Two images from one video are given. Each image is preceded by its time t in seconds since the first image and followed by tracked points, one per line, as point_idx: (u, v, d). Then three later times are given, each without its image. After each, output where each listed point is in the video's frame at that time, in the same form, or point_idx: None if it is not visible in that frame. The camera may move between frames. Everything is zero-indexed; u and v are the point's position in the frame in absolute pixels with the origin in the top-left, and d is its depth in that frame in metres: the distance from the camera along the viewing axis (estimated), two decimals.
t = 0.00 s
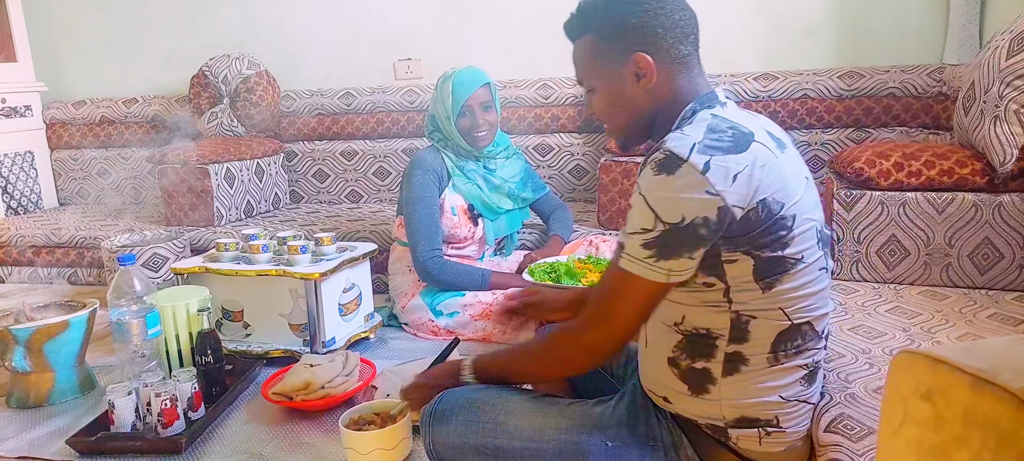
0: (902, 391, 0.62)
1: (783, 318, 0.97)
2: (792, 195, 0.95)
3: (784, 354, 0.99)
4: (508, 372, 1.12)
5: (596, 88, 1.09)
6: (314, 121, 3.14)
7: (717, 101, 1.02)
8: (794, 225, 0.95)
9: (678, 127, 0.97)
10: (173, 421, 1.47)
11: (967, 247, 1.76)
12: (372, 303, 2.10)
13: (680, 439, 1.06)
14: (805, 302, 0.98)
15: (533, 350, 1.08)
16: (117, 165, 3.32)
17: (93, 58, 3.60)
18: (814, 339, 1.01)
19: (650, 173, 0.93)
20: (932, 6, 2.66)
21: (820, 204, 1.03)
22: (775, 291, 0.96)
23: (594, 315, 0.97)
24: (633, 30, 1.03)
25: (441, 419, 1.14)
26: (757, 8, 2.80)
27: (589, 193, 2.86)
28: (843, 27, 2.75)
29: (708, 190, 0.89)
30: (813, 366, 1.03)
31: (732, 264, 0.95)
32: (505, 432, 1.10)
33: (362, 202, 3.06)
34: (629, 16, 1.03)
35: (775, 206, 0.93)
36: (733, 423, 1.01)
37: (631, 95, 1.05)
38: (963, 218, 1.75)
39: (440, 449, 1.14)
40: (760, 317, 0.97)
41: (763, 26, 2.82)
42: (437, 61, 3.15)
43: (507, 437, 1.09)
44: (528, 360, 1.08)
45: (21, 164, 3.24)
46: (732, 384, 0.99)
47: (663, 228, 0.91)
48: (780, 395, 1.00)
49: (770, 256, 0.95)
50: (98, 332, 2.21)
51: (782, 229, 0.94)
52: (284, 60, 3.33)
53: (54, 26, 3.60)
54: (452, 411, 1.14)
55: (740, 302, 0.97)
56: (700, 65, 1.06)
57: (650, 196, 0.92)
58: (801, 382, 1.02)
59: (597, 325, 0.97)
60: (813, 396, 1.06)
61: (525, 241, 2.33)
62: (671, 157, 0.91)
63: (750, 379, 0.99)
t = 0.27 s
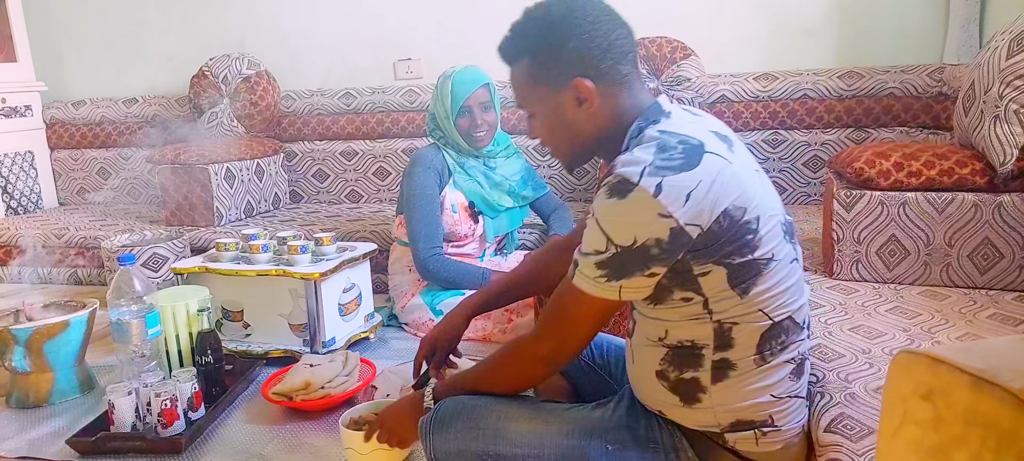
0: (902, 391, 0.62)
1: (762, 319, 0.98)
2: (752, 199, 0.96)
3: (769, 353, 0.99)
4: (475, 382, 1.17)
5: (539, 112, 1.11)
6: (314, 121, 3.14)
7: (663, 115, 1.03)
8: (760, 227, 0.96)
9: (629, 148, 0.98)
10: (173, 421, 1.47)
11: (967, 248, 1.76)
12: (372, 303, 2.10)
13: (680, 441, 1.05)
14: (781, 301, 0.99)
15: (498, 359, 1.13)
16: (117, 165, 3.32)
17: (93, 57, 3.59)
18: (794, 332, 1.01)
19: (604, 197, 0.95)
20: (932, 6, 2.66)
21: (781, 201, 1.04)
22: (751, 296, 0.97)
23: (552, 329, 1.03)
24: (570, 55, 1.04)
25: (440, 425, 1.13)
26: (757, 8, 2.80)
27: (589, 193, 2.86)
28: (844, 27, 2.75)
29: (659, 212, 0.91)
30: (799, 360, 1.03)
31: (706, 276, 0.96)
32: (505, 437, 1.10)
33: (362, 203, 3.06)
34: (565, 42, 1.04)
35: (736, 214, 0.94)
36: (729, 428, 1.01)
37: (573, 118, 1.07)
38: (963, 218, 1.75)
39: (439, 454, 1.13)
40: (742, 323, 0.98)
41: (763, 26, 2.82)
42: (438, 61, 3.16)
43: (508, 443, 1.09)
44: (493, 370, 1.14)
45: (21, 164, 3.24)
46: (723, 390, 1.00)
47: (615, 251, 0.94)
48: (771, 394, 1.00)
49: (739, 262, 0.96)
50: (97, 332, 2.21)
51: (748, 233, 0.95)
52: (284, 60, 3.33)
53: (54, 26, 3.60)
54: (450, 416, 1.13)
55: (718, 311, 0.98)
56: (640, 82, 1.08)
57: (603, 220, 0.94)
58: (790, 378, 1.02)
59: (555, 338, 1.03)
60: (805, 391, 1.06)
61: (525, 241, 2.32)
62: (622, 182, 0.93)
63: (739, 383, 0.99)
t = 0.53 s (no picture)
0: (902, 391, 0.62)
1: (748, 326, 0.98)
2: (733, 207, 0.96)
3: (758, 358, 0.99)
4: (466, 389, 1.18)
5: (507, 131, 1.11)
6: (314, 121, 3.14)
7: (637, 126, 1.03)
8: (741, 235, 0.96)
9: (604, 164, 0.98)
10: (173, 421, 1.47)
11: (966, 248, 1.76)
12: (372, 303, 2.10)
13: (679, 444, 1.05)
14: (765, 308, 0.99)
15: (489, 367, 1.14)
16: (117, 165, 3.32)
17: (93, 58, 3.59)
18: (780, 334, 1.01)
19: (582, 214, 0.95)
20: (932, 6, 2.66)
21: (762, 204, 1.04)
22: (736, 305, 0.97)
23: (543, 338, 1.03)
24: (536, 75, 1.04)
25: (438, 427, 1.13)
26: (757, 8, 2.80)
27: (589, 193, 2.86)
28: (844, 27, 2.75)
29: (638, 228, 0.91)
30: (790, 361, 1.03)
31: (690, 289, 0.97)
32: (503, 439, 1.10)
33: (363, 203, 3.06)
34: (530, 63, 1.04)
35: (717, 224, 0.94)
36: (724, 434, 1.02)
37: (543, 138, 1.08)
38: (963, 218, 1.75)
39: (438, 456, 1.14)
40: (729, 332, 0.98)
41: (763, 26, 2.82)
42: (438, 61, 3.16)
43: (506, 446, 1.10)
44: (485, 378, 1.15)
45: (21, 164, 3.24)
46: (715, 398, 1.00)
47: (596, 267, 0.94)
48: (764, 398, 1.00)
49: (724, 271, 0.96)
50: (97, 332, 2.21)
51: (730, 241, 0.95)
52: (284, 60, 3.33)
53: (54, 26, 3.60)
54: (448, 418, 1.13)
55: (703, 323, 0.99)
56: (608, 95, 1.07)
57: (583, 239, 0.95)
58: (782, 380, 1.02)
59: (546, 347, 1.04)
60: (799, 390, 1.07)
61: (525, 241, 2.33)
62: (599, 199, 0.93)
63: (730, 390, 0.99)
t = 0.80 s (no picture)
0: (903, 392, 0.62)
1: (755, 331, 0.98)
2: (741, 212, 0.96)
3: (764, 362, 1.00)
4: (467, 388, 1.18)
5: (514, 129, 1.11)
6: (314, 120, 3.14)
7: (646, 127, 1.03)
8: (749, 239, 0.96)
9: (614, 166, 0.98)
10: (173, 421, 1.47)
11: (967, 248, 1.76)
12: (372, 303, 2.10)
13: (681, 445, 1.05)
14: (771, 313, 0.99)
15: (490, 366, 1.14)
16: (117, 164, 3.32)
17: (93, 58, 3.60)
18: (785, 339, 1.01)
19: (590, 215, 0.95)
20: (932, 6, 2.66)
21: (770, 208, 1.04)
22: (743, 310, 0.97)
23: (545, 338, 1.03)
24: (545, 73, 1.04)
25: (441, 426, 1.13)
26: (757, 8, 2.80)
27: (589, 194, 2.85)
28: (844, 27, 2.75)
29: (647, 232, 0.91)
30: (794, 365, 1.03)
31: (697, 292, 0.96)
32: (505, 439, 1.10)
33: (363, 202, 3.06)
34: (539, 60, 1.04)
35: (725, 229, 0.94)
36: (727, 436, 1.01)
37: (551, 136, 1.08)
38: (963, 218, 1.75)
39: (440, 455, 1.13)
40: (735, 336, 0.98)
41: (763, 26, 2.82)
42: (438, 61, 3.16)
43: (508, 445, 1.10)
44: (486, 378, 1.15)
45: (21, 164, 3.24)
46: (720, 400, 1.00)
47: (603, 270, 0.94)
48: (768, 401, 1.00)
49: (731, 276, 0.96)
50: (97, 332, 2.21)
51: (738, 246, 0.95)
52: (284, 60, 3.33)
53: (54, 26, 3.60)
54: (450, 417, 1.13)
55: (710, 326, 0.99)
56: (617, 95, 1.07)
57: (591, 240, 0.95)
58: (787, 383, 1.02)
59: (547, 348, 1.04)
60: (802, 393, 1.06)
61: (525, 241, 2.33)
62: (609, 203, 0.93)
63: (735, 393, 0.99)
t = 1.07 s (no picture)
0: (903, 391, 0.62)
1: (754, 330, 0.98)
2: (740, 211, 0.96)
3: (763, 361, 1.00)
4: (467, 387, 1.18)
5: (518, 124, 1.11)
6: (314, 120, 3.14)
7: (646, 127, 1.03)
8: (749, 238, 0.96)
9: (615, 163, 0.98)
10: (173, 421, 1.47)
11: (967, 247, 1.76)
12: (372, 303, 2.09)
13: (681, 445, 1.05)
14: (771, 311, 0.99)
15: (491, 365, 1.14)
16: (117, 164, 3.32)
17: (93, 58, 3.60)
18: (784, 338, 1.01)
19: (590, 212, 0.95)
20: (931, 6, 2.66)
21: (770, 208, 1.04)
22: (742, 308, 0.97)
23: (545, 337, 1.03)
24: (549, 70, 1.04)
25: (441, 425, 1.13)
26: (757, 8, 2.80)
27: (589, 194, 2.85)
28: (844, 26, 2.75)
29: (647, 229, 0.91)
30: (794, 365, 1.03)
31: (696, 290, 0.97)
32: (505, 438, 1.10)
33: (362, 203, 3.06)
34: (546, 55, 1.03)
35: (725, 227, 0.94)
36: (726, 435, 1.02)
37: (554, 132, 1.07)
38: (963, 218, 1.75)
39: (439, 455, 1.13)
40: (734, 334, 0.98)
41: (763, 26, 2.82)
42: (438, 61, 3.16)
43: (509, 444, 1.10)
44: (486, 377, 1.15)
45: (21, 164, 3.24)
46: (719, 399, 1.00)
47: (602, 266, 0.94)
48: (767, 400, 1.00)
49: (730, 274, 0.96)
50: (97, 332, 2.21)
51: (738, 244, 0.95)
52: (284, 60, 3.33)
53: (54, 26, 3.60)
54: (450, 416, 1.13)
55: (709, 325, 0.99)
56: (621, 93, 1.08)
57: (590, 237, 0.95)
58: (786, 383, 1.02)
59: (547, 346, 1.04)
60: (801, 393, 1.06)
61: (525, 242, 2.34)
62: (608, 199, 0.93)
63: (734, 392, 1.00)
